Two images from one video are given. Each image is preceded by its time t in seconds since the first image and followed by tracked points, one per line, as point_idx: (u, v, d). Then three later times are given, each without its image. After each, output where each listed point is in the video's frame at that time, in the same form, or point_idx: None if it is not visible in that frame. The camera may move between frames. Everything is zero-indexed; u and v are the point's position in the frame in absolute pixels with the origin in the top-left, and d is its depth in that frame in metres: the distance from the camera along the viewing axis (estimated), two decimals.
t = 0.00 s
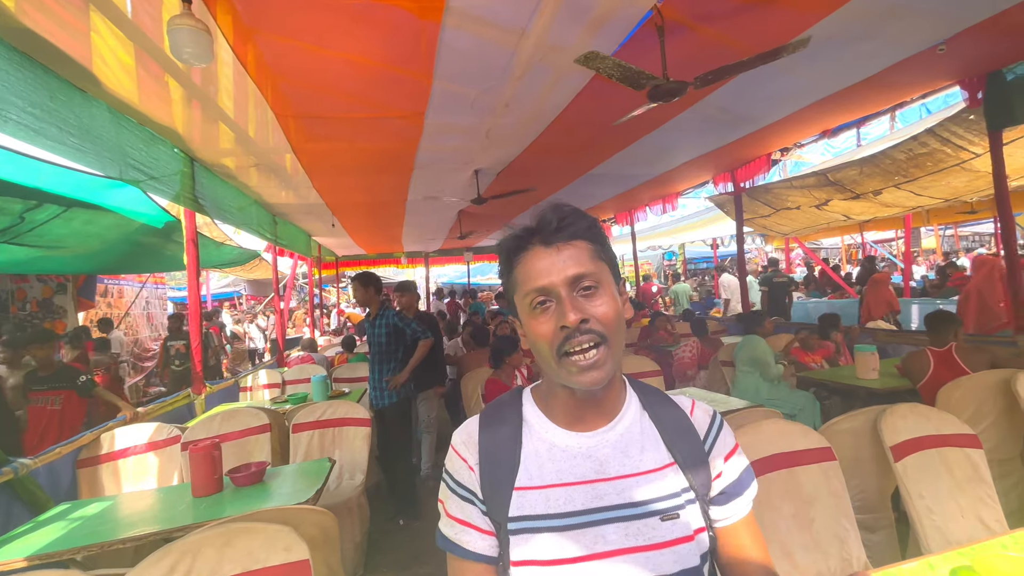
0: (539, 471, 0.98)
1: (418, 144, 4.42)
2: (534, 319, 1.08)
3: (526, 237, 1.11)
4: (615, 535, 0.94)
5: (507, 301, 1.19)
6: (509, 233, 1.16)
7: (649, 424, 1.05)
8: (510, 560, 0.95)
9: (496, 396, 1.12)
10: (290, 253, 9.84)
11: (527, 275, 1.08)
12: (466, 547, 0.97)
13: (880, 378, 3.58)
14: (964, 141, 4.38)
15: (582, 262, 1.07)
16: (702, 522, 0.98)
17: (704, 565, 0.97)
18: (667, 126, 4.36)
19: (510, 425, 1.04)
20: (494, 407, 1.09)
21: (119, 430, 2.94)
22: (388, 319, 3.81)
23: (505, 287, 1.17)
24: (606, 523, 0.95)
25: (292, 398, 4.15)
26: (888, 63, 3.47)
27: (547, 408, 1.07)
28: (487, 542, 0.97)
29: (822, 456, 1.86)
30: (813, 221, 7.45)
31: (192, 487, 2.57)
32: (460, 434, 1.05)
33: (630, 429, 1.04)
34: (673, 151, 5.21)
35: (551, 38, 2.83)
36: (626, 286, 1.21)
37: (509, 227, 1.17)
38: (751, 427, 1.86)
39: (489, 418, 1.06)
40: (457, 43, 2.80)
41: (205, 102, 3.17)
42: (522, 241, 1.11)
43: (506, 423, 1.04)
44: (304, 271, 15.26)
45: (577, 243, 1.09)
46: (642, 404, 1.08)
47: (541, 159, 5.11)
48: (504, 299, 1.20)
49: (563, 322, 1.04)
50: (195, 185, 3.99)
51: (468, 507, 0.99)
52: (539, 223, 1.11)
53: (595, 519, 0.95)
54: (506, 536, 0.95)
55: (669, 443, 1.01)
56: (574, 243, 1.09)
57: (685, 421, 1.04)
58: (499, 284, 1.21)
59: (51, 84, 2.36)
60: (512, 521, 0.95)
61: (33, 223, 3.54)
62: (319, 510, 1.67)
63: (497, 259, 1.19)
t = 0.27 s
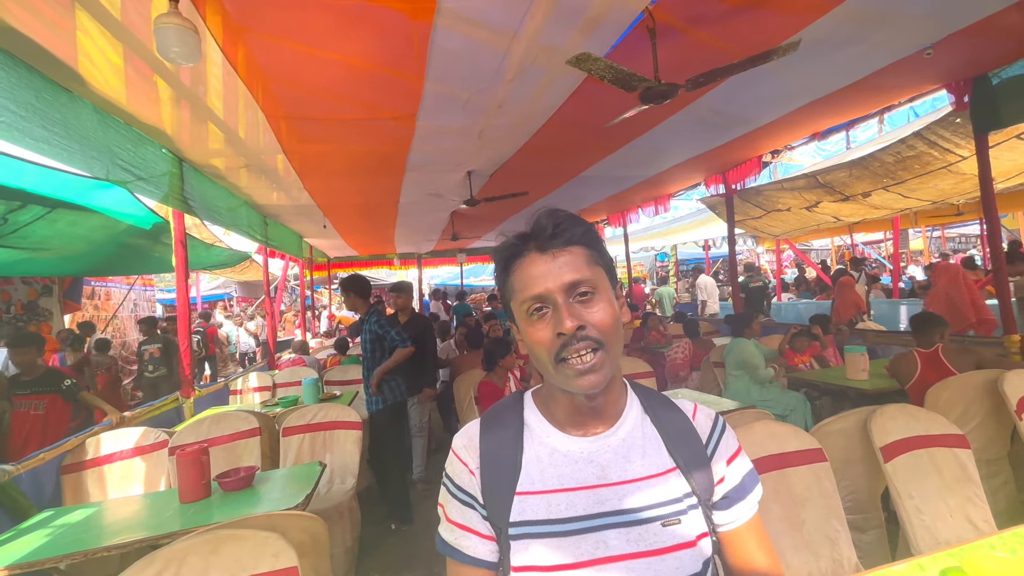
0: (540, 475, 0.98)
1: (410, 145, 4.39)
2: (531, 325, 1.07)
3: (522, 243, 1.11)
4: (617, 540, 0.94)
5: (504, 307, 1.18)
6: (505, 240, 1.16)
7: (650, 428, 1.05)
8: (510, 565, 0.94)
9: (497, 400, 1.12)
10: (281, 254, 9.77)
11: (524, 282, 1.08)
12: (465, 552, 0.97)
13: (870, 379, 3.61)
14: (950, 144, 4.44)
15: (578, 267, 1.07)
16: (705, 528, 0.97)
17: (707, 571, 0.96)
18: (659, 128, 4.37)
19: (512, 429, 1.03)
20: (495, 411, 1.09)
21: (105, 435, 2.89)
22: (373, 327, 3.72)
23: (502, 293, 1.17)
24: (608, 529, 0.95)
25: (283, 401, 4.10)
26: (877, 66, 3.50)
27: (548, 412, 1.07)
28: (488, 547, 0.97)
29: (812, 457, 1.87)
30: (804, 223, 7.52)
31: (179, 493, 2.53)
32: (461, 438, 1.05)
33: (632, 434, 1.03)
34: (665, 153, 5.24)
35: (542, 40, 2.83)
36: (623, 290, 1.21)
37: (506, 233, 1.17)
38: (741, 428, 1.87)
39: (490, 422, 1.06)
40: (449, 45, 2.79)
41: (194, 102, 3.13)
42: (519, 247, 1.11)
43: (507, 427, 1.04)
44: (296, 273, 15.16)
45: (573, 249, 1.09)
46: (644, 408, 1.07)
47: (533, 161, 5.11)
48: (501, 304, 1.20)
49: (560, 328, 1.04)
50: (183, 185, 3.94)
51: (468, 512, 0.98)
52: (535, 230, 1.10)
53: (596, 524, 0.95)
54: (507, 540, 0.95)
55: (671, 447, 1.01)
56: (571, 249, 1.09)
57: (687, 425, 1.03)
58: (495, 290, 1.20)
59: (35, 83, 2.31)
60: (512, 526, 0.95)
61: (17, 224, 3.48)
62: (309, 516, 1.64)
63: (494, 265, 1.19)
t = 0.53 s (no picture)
0: (534, 467, 1.00)
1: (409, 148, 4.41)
2: (529, 319, 1.09)
3: (522, 239, 1.14)
4: (610, 533, 0.94)
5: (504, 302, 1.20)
6: (505, 238, 1.19)
7: (644, 421, 1.04)
8: (503, 555, 0.96)
9: (496, 394, 1.15)
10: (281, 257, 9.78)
11: (523, 277, 1.10)
12: (460, 542, 1.00)
13: (868, 379, 3.61)
14: (948, 144, 4.45)
15: (576, 263, 1.09)
16: (699, 520, 0.96)
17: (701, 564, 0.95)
18: (657, 130, 4.39)
19: (509, 421, 1.06)
20: (492, 405, 1.12)
21: (104, 438, 2.89)
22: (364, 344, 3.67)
23: (503, 289, 1.20)
24: (600, 522, 0.95)
25: (282, 403, 4.11)
26: (873, 67, 3.51)
27: (545, 406, 1.09)
28: (482, 537, 0.99)
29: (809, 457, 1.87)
30: (802, 224, 7.53)
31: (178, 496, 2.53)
32: (459, 430, 1.09)
33: (627, 427, 1.03)
34: (663, 155, 5.25)
35: (540, 42, 2.84)
36: (622, 290, 1.22)
37: (507, 230, 1.21)
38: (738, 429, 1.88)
39: (487, 415, 1.09)
40: (446, 48, 2.80)
41: (193, 106, 3.15)
42: (519, 244, 1.14)
43: (504, 419, 1.06)
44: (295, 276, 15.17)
45: (571, 245, 1.11)
46: (638, 401, 1.08)
47: (532, 163, 5.13)
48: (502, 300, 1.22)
49: (558, 322, 1.05)
50: (183, 189, 3.96)
51: (463, 502, 1.02)
52: (534, 226, 1.13)
53: (588, 516, 0.95)
54: (500, 531, 0.97)
55: (664, 439, 1.00)
56: (569, 245, 1.11)
57: (681, 417, 1.03)
58: (497, 286, 1.23)
59: (35, 87, 2.32)
60: (505, 517, 0.97)
61: (16, 229, 3.49)
62: (306, 517, 1.64)
63: (496, 261, 1.22)
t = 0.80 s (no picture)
0: (534, 470, 1.00)
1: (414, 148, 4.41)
2: (533, 332, 1.09)
3: (518, 248, 1.12)
4: (609, 537, 0.93)
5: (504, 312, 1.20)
6: (498, 246, 1.17)
7: (647, 425, 1.03)
8: (502, 556, 0.97)
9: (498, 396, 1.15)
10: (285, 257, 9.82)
11: (524, 288, 1.09)
12: (459, 543, 1.00)
13: (876, 379, 3.59)
14: (955, 142, 4.41)
15: (577, 270, 1.08)
16: (702, 528, 0.95)
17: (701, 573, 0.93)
18: (661, 129, 4.38)
19: (509, 423, 1.06)
20: (494, 407, 1.12)
21: (111, 437, 2.90)
22: (360, 351, 3.71)
23: (501, 298, 1.19)
24: (600, 526, 0.95)
25: (287, 403, 4.12)
26: (880, 65, 3.49)
27: (547, 409, 1.09)
28: (480, 539, 0.99)
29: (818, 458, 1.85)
30: (808, 223, 7.49)
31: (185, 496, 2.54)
32: (459, 432, 1.09)
33: (628, 432, 1.02)
34: (668, 154, 5.24)
35: (544, 42, 2.84)
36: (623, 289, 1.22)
37: (500, 238, 1.18)
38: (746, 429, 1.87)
39: (488, 417, 1.09)
40: (450, 48, 2.80)
41: (199, 107, 3.16)
42: (515, 253, 1.12)
43: (505, 421, 1.06)
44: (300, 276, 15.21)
45: (570, 252, 1.10)
46: (642, 405, 1.06)
47: (536, 162, 5.12)
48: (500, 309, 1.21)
49: (563, 334, 1.05)
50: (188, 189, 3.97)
51: (463, 504, 1.02)
52: (530, 234, 1.12)
53: (588, 520, 0.95)
54: (500, 533, 0.97)
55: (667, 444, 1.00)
56: (567, 252, 1.10)
57: (686, 422, 1.01)
58: (494, 294, 1.22)
59: (43, 89, 2.34)
60: (505, 519, 0.97)
61: (23, 230, 3.51)
62: (313, 517, 1.65)
63: (490, 269, 1.20)
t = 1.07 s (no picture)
0: (523, 476, 0.95)
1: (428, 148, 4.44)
2: (514, 320, 1.06)
3: (507, 237, 1.10)
4: (600, 545, 0.88)
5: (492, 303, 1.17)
6: (491, 237, 1.15)
7: (643, 429, 1.00)
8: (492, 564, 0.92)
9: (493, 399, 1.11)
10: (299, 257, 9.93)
11: (507, 276, 1.07)
12: (452, 550, 0.97)
13: (895, 380, 3.54)
14: (978, 139, 4.33)
15: (562, 261, 1.05)
16: (696, 536, 0.92)
17: None
18: (676, 128, 4.35)
19: (501, 428, 1.02)
20: (486, 410, 1.07)
21: (135, 433, 2.96)
22: (372, 353, 3.67)
23: (490, 289, 1.17)
24: (590, 533, 0.90)
25: (303, 400, 4.17)
26: (901, 62, 3.44)
27: (538, 413, 1.05)
28: (473, 545, 0.97)
29: (840, 458, 1.84)
30: (823, 222, 7.40)
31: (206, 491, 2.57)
32: (451, 436, 1.05)
33: (623, 436, 0.98)
34: (681, 153, 5.21)
35: (560, 42, 2.83)
36: (615, 290, 1.18)
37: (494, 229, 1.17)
38: (766, 429, 1.85)
39: (480, 421, 1.04)
40: (466, 49, 2.82)
41: (218, 108, 3.21)
42: (504, 242, 1.10)
43: (496, 426, 1.02)
44: (313, 275, 15.41)
45: (556, 243, 1.07)
46: (638, 408, 1.03)
47: (549, 162, 5.12)
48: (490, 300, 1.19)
49: (540, 322, 1.02)
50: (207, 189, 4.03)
51: (455, 510, 0.98)
52: (518, 225, 1.09)
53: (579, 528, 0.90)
54: (488, 541, 0.92)
55: (664, 450, 0.96)
56: (553, 243, 1.07)
57: (685, 429, 0.98)
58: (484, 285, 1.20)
59: (72, 92, 2.40)
60: (494, 526, 0.92)
61: (51, 229, 3.60)
62: (336, 511, 1.68)
63: (482, 260, 1.19)
